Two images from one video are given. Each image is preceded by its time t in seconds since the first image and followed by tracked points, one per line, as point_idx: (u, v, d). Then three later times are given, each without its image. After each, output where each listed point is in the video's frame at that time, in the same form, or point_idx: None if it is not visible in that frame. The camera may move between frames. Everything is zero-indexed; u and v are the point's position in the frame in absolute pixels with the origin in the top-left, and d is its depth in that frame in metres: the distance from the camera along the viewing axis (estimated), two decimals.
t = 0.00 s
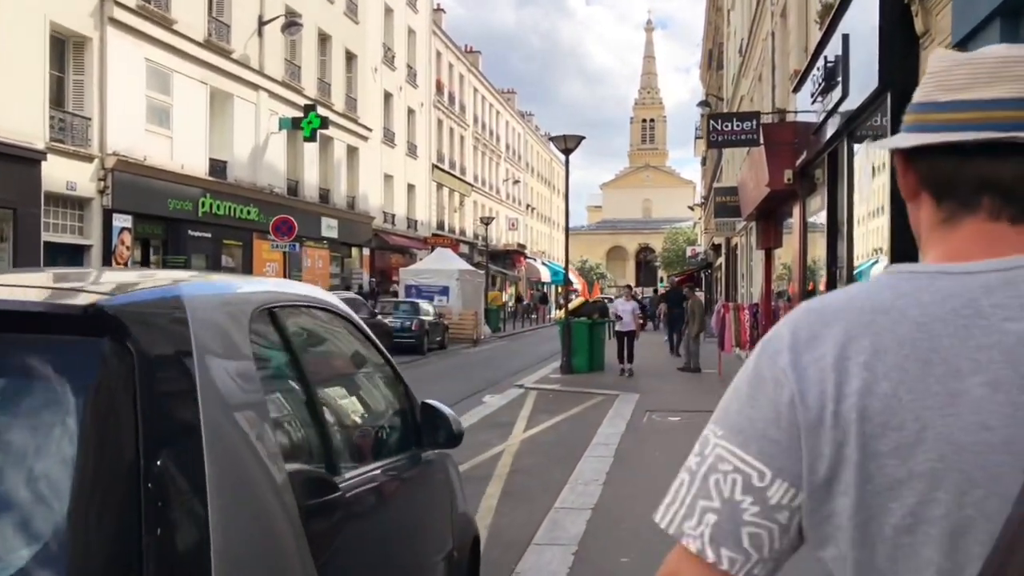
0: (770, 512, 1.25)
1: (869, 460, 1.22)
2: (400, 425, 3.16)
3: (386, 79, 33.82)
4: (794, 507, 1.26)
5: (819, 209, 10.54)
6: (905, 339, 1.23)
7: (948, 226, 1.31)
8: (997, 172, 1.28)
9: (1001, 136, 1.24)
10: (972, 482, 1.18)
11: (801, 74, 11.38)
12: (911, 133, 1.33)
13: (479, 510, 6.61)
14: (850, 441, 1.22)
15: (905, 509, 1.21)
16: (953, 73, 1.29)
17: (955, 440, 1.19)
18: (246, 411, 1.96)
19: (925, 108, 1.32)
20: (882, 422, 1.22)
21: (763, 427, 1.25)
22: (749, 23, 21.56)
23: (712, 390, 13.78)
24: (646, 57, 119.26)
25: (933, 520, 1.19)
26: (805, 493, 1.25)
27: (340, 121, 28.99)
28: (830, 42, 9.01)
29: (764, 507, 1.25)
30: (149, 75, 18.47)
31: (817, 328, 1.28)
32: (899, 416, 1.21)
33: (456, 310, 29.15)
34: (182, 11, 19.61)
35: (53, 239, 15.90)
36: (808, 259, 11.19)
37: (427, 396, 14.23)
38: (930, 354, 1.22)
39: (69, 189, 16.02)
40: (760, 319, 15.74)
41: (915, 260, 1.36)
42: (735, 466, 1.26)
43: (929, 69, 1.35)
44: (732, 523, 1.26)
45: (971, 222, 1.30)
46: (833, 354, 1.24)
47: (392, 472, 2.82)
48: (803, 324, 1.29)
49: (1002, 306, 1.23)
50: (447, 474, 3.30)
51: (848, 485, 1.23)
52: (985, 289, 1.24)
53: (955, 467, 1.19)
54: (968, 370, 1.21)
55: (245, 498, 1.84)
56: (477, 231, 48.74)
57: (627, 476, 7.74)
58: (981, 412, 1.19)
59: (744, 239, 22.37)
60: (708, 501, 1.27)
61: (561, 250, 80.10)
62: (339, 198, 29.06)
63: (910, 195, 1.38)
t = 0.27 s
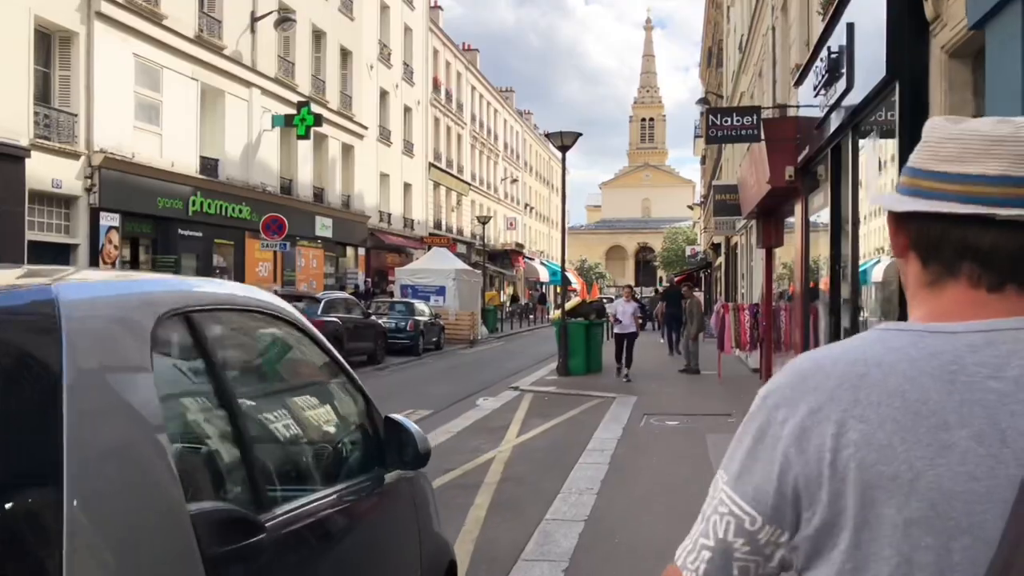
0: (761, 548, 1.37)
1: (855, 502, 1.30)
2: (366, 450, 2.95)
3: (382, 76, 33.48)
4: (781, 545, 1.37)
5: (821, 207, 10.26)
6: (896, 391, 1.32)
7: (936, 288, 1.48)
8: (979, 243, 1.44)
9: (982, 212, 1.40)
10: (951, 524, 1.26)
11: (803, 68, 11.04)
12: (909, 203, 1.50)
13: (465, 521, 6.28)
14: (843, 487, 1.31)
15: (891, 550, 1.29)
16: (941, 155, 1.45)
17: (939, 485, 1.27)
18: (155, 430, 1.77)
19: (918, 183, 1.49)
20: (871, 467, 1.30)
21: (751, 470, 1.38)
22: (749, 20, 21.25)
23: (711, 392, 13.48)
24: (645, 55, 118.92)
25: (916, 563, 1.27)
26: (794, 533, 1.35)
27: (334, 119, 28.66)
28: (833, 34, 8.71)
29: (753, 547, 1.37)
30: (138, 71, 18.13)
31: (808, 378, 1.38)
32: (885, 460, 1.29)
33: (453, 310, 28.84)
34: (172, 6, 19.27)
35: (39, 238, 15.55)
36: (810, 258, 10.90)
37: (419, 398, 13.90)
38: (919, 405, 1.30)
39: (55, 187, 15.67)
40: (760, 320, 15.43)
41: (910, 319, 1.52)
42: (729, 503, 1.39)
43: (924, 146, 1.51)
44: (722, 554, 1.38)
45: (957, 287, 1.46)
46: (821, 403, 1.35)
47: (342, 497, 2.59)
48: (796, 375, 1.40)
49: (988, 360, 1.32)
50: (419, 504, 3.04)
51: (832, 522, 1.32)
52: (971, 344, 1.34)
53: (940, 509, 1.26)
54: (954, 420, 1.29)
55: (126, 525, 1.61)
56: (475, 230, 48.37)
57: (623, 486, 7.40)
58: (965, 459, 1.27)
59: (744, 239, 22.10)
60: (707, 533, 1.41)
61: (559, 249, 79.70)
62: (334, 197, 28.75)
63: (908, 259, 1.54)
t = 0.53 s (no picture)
0: (785, 494, 1.40)
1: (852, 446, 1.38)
2: (321, 476, 2.70)
3: (378, 75, 33.27)
4: (799, 488, 1.41)
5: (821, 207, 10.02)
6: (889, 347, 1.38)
7: (920, 253, 1.50)
8: (961, 214, 1.45)
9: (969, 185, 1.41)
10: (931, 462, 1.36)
11: (803, 64, 10.77)
12: (894, 176, 1.51)
13: (453, 533, 6.02)
14: (850, 425, 1.38)
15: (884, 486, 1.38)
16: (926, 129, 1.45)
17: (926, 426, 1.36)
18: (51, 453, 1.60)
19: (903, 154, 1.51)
20: (866, 410, 1.37)
21: (768, 419, 1.40)
22: (748, 18, 21.02)
23: (710, 395, 13.29)
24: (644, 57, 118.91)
25: (901, 498, 1.37)
26: (809, 475, 1.40)
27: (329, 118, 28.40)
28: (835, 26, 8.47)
29: (779, 491, 1.40)
30: (128, 69, 17.89)
31: (811, 334, 1.42)
32: (876, 406, 1.37)
33: (450, 311, 28.61)
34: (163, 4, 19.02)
35: (26, 238, 15.28)
36: (811, 258, 10.70)
37: (412, 400, 13.64)
38: (910, 356, 1.38)
39: (42, 186, 15.40)
40: (761, 322, 15.21)
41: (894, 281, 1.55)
42: (751, 451, 1.41)
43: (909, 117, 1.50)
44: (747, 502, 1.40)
45: (944, 250, 1.48)
46: (822, 355, 1.40)
47: (294, 525, 2.35)
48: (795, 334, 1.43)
49: (970, 318, 1.39)
50: (388, 529, 2.80)
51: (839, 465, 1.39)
52: (956, 306, 1.40)
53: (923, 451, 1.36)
54: (938, 368, 1.37)
55: None
56: (472, 230, 48.13)
57: (617, 495, 7.13)
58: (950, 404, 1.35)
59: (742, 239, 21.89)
60: (733, 486, 1.41)
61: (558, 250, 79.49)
62: (330, 196, 28.53)
63: (894, 227, 1.55)
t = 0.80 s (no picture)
0: (805, 513, 1.57)
1: (836, 459, 1.57)
2: (261, 494, 2.40)
3: (374, 73, 32.95)
4: (811, 508, 1.58)
5: (824, 202, 9.68)
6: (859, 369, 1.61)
7: (882, 296, 1.75)
8: (915, 259, 1.73)
9: (915, 233, 1.70)
10: (894, 478, 1.55)
11: (804, 58, 10.50)
12: (853, 229, 1.79)
13: (437, 544, 5.74)
14: (834, 445, 1.57)
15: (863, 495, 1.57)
16: (877, 186, 1.74)
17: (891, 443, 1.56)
18: None
19: (862, 210, 1.79)
20: (843, 434, 1.57)
21: (772, 441, 1.59)
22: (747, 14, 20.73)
23: (708, 397, 13.01)
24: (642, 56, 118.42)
25: (890, 505, 1.55)
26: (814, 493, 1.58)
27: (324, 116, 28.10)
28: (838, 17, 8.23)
29: (799, 509, 1.56)
30: (117, 65, 17.58)
31: (797, 366, 1.65)
32: (851, 429, 1.57)
33: (445, 311, 28.32)
34: None
35: (13, 237, 14.97)
36: (812, 257, 10.43)
37: (404, 403, 13.37)
38: (878, 378, 1.60)
39: (29, 185, 15.10)
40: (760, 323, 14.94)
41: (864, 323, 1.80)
42: (767, 477, 1.58)
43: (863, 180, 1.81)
44: (770, 526, 1.56)
45: (904, 292, 1.73)
46: (806, 382, 1.61)
47: (224, 559, 2.07)
48: (780, 368, 1.66)
49: (925, 347, 1.62)
50: (340, 550, 2.50)
51: (831, 479, 1.57)
52: (915, 335, 1.64)
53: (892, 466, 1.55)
54: (898, 394, 1.59)
55: None
56: (469, 229, 47.76)
57: (612, 502, 6.88)
58: (907, 423, 1.56)
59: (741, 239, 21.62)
60: (756, 513, 1.58)
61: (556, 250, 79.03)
62: (324, 195, 28.21)
63: (859, 274, 1.82)
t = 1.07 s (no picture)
0: (762, 498, 1.78)
1: (814, 450, 1.74)
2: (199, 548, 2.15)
3: (370, 72, 32.63)
4: (775, 492, 1.78)
5: (830, 202, 9.36)
6: (847, 363, 1.76)
7: (879, 290, 1.90)
8: (912, 255, 1.86)
9: (913, 228, 1.84)
10: (872, 470, 1.70)
11: (807, 55, 10.21)
12: (858, 223, 1.92)
13: (423, 565, 5.43)
14: (811, 438, 1.74)
15: (836, 484, 1.74)
16: (879, 186, 1.87)
17: (874, 435, 1.71)
18: None
19: (865, 205, 1.92)
20: (826, 429, 1.74)
21: (749, 431, 1.79)
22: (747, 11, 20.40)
23: (709, 402, 12.74)
24: (642, 56, 118.06)
25: (861, 495, 1.71)
26: (779, 480, 1.78)
27: (319, 116, 27.76)
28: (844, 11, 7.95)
29: (757, 495, 1.77)
30: (107, 63, 17.27)
31: (787, 363, 1.81)
32: (835, 421, 1.73)
33: (442, 313, 27.99)
34: None
35: None
36: (816, 260, 10.16)
37: (399, 409, 13.08)
38: (867, 373, 1.75)
39: (16, 185, 14.79)
40: (760, 325, 14.69)
41: (862, 312, 1.95)
42: (737, 462, 1.78)
43: (868, 177, 1.94)
44: (732, 504, 1.78)
45: (901, 285, 1.87)
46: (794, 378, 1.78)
47: None
48: (775, 364, 1.82)
49: (915, 343, 1.77)
50: None
51: (804, 469, 1.75)
52: (905, 334, 1.78)
53: (867, 458, 1.71)
54: (886, 390, 1.73)
55: None
56: (467, 230, 47.43)
57: (610, 514, 6.64)
58: (892, 417, 1.71)
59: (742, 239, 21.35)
60: (720, 491, 1.79)
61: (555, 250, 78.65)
62: (320, 196, 27.90)
63: (861, 265, 1.96)
